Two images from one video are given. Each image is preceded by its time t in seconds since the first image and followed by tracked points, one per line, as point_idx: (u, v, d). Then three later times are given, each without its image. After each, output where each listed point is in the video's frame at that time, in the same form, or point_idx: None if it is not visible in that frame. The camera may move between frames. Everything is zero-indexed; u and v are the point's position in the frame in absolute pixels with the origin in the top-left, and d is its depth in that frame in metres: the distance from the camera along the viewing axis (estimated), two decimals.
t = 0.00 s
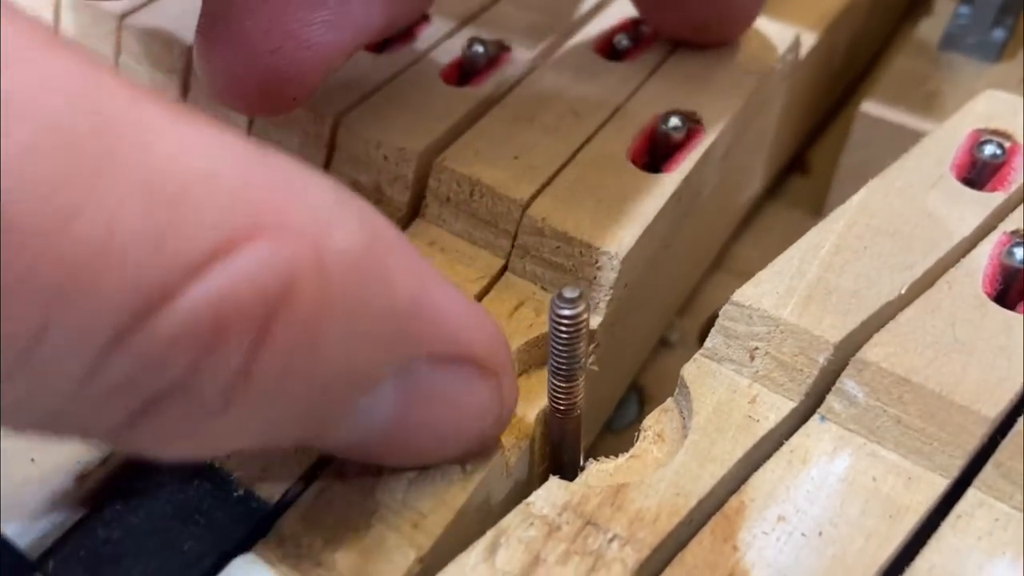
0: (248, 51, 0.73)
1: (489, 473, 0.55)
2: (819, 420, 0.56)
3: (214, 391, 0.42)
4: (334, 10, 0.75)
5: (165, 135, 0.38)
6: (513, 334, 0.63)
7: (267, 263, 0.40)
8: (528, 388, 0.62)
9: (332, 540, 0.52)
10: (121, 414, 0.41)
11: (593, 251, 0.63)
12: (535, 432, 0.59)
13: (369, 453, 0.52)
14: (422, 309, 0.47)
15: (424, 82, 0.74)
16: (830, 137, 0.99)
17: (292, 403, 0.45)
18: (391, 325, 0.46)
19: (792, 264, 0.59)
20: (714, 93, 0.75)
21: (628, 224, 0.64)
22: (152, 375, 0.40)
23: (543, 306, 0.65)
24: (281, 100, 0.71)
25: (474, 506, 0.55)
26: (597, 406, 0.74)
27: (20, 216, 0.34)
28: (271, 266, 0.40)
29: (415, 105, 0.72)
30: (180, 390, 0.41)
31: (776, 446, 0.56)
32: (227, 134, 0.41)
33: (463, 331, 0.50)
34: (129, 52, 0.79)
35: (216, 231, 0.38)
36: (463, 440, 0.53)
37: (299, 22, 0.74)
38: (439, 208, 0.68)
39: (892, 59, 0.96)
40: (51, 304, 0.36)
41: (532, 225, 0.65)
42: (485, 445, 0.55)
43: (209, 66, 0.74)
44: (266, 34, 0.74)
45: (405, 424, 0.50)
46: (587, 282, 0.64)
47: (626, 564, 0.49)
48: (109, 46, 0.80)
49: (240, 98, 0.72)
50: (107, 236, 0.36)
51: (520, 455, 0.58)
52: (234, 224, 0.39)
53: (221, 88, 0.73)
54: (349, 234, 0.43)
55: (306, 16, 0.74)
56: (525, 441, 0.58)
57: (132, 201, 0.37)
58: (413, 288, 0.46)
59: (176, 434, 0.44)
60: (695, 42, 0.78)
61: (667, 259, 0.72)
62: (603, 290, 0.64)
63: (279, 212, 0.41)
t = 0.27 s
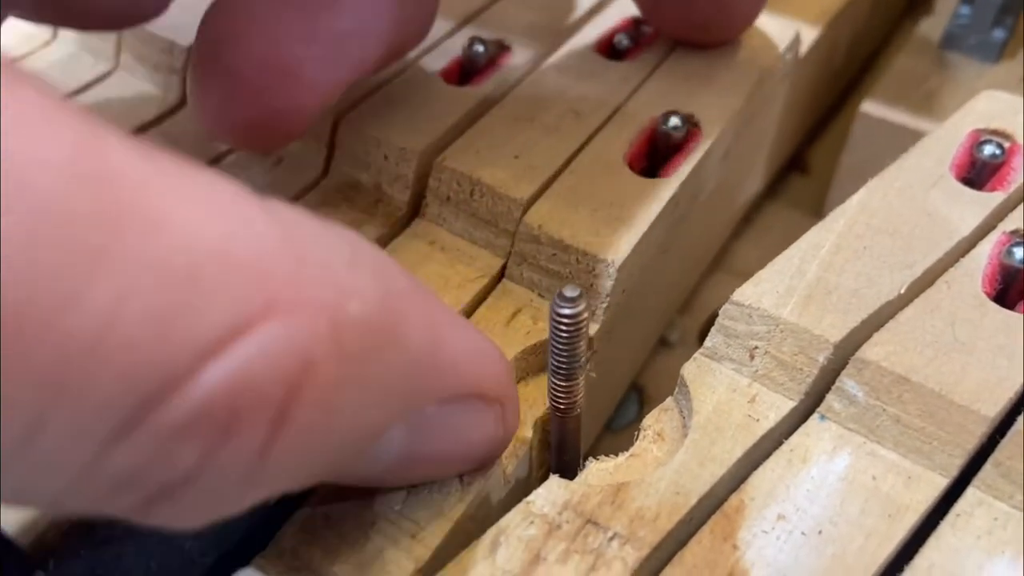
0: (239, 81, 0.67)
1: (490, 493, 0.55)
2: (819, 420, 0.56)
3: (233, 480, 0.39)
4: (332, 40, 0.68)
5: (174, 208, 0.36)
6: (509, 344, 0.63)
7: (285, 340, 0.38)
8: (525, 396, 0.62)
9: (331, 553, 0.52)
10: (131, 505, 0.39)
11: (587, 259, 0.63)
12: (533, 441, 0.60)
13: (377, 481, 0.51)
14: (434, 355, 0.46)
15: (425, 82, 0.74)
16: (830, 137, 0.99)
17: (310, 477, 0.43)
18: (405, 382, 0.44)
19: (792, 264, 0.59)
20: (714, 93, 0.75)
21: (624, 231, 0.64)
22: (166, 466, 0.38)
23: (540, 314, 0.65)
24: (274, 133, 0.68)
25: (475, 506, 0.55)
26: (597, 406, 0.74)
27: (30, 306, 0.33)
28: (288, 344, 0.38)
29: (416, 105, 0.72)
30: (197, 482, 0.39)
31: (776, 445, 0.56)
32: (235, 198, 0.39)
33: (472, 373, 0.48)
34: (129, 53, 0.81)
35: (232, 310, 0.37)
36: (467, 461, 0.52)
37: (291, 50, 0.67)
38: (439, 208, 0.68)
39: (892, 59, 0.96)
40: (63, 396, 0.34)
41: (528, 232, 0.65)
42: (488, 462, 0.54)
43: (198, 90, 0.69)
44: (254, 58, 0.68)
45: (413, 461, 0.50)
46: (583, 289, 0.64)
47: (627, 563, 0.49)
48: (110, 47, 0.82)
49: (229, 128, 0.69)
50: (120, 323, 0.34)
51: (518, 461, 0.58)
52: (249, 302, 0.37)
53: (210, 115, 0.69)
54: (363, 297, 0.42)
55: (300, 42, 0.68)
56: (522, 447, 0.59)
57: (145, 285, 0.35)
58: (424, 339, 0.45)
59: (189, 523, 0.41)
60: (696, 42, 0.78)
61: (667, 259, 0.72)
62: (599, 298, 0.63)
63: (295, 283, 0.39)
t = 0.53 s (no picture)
0: (230, 100, 0.68)
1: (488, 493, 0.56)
2: (816, 426, 0.56)
3: (226, 467, 0.40)
4: (321, 59, 0.69)
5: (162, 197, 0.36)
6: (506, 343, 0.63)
7: (277, 327, 0.38)
8: (525, 397, 0.62)
9: (328, 550, 0.52)
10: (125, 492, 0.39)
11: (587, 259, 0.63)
12: (531, 440, 0.60)
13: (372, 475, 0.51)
14: (423, 344, 0.46)
15: (424, 85, 0.74)
16: (829, 140, 0.99)
17: (302, 464, 0.43)
18: (398, 372, 0.44)
19: (789, 270, 0.59)
20: (713, 97, 0.75)
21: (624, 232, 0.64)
22: (157, 455, 0.38)
23: (537, 315, 0.65)
24: (265, 150, 0.69)
25: (471, 511, 0.55)
26: (595, 410, 0.74)
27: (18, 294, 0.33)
28: (280, 332, 0.38)
29: (414, 109, 0.72)
30: (189, 468, 0.39)
31: (773, 452, 0.56)
32: (222, 185, 0.39)
33: (461, 363, 0.49)
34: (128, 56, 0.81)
35: (222, 297, 0.37)
36: (458, 458, 0.52)
37: (282, 70, 0.68)
38: (437, 212, 0.69)
39: (890, 62, 0.96)
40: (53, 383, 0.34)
41: (526, 233, 0.65)
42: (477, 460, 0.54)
43: (188, 111, 0.70)
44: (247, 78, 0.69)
45: (405, 454, 0.50)
46: (582, 291, 0.64)
47: (623, 569, 0.49)
48: (109, 50, 0.82)
49: (219, 146, 0.69)
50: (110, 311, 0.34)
51: (515, 463, 0.58)
52: (242, 291, 0.37)
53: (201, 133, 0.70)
54: (351, 286, 0.42)
55: (288, 64, 0.69)
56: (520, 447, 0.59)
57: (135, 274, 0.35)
58: (412, 327, 0.45)
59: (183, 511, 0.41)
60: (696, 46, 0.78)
61: (665, 263, 0.72)
62: (598, 298, 0.64)
63: (284, 270, 0.39)
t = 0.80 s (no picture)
0: (212, 125, 0.65)
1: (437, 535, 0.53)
2: (816, 424, 0.56)
3: (129, 510, 0.35)
4: (308, 96, 0.67)
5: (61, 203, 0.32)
6: (507, 331, 0.63)
7: (185, 350, 0.34)
8: (531, 382, 0.62)
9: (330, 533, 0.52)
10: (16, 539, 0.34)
11: (592, 247, 0.63)
12: (534, 431, 0.60)
13: (297, 522, 0.47)
14: (345, 379, 0.41)
15: (424, 84, 0.74)
16: (829, 140, 0.99)
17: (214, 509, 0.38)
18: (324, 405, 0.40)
19: (790, 268, 0.59)
20: (714, 97, 0.75)
21: (630, 221, 0.64)
22: (48, 498, 0.33)
23: (542, 302, 0.65)
24: (242, 178, 0.66)
25: (471, 509, 0.55)
26: (595, 409, 0.74)
27: None
28: (188, 356, 0.34)
29: (414, 108, 0.72)
30: (85, 515, 0.35)
31: (773, 450, 0.56)
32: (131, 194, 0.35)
33: (394, 397, 0.45)
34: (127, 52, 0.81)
35: (122, 312, 0.33)
36: (392, 499, 0.50)
37: (267, 101, 0.65)
38: (438, 211, 0.69)
39: (891, 62, 0.96)
40: None
41: (531, 222, 0.65)
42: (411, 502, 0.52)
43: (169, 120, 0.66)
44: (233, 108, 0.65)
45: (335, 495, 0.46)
46: (586, 279, 0.64)
47: (623, 567, 0.49)
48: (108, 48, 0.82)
49: (196, 167, 0.66)
50: None
51: (520, 450, 0.59)
52: (143, 310, 0.33)
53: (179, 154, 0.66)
54: (270, 304, 0.37)
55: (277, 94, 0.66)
56: (523, 434, 0.59)
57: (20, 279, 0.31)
58: (334, 362, 0.41)
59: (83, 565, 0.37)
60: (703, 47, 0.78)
61: (665, 262, 0.72)
62: (601, 286, 0.64)
63: (198, 287, 0.35)
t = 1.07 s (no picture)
0: (228, 126, 0.64)
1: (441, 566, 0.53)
2: (815, 428, 0.56)
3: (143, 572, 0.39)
4: (323, 96, 0.66)
5: (80, 299, 0.34)
6: (502, 351, 0.63)
7: (194, 435, 0.37)
8: (527, 401, 0.62)
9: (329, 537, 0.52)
10: None
11: (586, 267, 0.63)
12: (529, 449, 0.60)
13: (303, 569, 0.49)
14: (350, 450, 0.44)
15: (424, 88, 0.74)
16: (828, 142, 0.99)
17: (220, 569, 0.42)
18: (328, 472, 0.43)
19: (789, 272, 0.59)
20: (713, 100, 0.75)
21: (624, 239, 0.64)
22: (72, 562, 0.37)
23: (537, 318, 0.65)
24: (257, 176, 0.66)
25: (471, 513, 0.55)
26: (594, 412, 0.74)
27: None
28: (199, 439, 0.37)
29: (414, 112, 0.72)
30: (103, 573, 0.38)
31: (772, 454, 0.56)
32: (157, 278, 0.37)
33: (397, 456, 0.47)
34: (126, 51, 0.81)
35: (135, 406, 0.35)
36: (398, 540, 0.50)
37: (281, 102, 0.65)
38: (437, 215, 0.69)
39: (890, 65, 0.96)
40: None
41: (524, 239, 0.65)
42: (418, 535, 0.52)
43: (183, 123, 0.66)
44: (247, 107, 0.65)
45: (338, 545, 0.48)
46: (580, 296, 0.64)
47: (622, 572, 0.50)
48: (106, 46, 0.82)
49: (211, 168, 0.66)
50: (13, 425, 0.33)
51: (515, 468, 0.59)
52: (158, 398, 0.36)
53: (195, 154, 0.66)
54: (280, 386, 0.40)
55: (292, 92, 0.65)
56: (519, 452, 0.59)
57: (44, 372, 0.33)
58: (336, 430, 0.43)
59: None
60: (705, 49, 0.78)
61: (664, 265, 0.73)
62: (594, 306, 0.64)
63: (207, 377, 0.37)
